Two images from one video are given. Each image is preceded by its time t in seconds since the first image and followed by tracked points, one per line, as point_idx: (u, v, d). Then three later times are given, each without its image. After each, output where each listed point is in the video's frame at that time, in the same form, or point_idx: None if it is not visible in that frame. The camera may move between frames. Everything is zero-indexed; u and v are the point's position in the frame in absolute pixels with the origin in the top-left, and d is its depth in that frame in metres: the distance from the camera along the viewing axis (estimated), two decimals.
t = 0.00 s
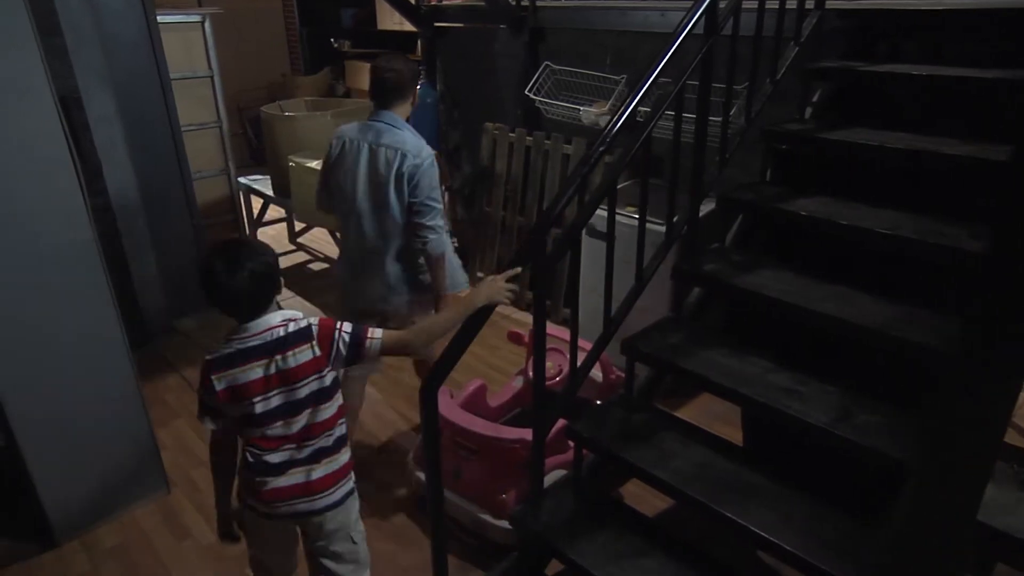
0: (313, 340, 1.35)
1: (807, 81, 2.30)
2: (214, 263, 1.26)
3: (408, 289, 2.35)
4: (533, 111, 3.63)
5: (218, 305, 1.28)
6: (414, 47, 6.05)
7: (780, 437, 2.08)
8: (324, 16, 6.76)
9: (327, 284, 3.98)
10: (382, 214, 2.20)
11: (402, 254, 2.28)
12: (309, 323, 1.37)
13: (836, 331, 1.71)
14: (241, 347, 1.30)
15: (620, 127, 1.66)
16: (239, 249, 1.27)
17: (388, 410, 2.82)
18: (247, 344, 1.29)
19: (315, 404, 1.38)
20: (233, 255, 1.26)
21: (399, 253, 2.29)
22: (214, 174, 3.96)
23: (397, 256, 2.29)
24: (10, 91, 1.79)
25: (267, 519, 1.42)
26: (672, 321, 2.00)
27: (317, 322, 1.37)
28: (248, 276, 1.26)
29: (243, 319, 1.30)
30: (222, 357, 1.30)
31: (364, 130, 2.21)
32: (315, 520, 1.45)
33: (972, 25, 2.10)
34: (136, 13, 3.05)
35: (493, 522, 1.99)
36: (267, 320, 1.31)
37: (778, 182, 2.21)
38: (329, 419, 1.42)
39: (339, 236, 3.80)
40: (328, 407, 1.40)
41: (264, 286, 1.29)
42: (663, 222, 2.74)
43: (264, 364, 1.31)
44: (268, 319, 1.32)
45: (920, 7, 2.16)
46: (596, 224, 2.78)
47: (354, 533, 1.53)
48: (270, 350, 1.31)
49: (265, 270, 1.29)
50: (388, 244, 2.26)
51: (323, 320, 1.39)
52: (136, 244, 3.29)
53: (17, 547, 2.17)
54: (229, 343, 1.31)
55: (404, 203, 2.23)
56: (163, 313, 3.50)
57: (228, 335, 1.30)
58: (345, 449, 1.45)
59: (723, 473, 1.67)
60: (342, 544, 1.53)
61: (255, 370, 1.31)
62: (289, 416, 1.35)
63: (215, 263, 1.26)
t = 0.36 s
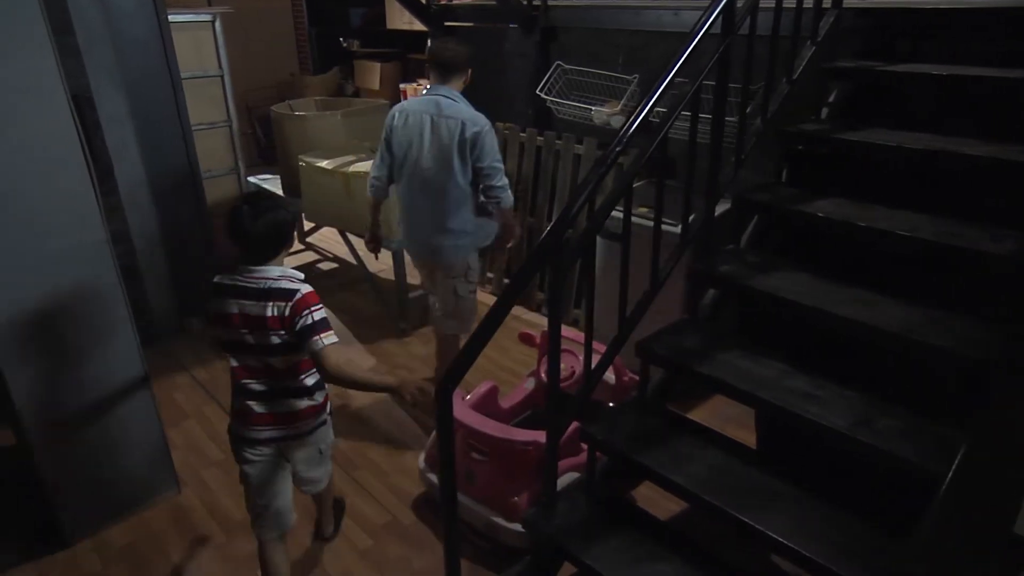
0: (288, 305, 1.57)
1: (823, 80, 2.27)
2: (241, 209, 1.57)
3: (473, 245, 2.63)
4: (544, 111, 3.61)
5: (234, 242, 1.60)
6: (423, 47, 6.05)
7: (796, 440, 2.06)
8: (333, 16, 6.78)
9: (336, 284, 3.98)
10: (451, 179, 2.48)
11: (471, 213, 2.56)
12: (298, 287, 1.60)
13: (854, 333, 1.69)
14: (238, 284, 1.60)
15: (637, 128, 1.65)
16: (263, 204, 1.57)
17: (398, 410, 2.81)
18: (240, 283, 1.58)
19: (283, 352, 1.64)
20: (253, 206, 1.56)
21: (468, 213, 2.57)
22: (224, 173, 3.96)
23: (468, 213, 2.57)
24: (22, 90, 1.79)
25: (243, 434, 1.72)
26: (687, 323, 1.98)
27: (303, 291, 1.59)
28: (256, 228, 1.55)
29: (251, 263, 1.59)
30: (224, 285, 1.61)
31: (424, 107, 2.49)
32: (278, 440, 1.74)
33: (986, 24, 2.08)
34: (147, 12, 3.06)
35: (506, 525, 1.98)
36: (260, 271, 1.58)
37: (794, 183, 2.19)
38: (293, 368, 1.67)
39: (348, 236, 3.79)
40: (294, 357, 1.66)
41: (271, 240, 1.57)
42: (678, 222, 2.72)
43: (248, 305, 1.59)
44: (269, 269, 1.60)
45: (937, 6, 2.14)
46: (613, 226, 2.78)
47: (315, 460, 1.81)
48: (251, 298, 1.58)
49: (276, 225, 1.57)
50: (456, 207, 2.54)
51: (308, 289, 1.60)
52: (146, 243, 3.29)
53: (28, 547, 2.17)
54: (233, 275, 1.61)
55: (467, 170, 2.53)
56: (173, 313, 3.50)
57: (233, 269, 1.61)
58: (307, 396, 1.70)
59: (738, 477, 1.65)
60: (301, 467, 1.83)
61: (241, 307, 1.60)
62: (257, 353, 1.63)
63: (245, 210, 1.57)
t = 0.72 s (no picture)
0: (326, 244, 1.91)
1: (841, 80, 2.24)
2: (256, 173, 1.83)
3: (517, 220, 2.84)
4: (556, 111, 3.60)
5: (255, 205, 1.84)
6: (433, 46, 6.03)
7: (814, 445, 2.03)
8: (343, 16, 6.78)
9: (346, 284, 3.97)
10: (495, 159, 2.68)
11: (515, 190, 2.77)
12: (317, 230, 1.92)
13: (875, 338, 1.67)
14: (269, 238, 1.83)
15: (654, 130, 1.62)
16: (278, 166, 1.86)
17: (410, 411, 2.80)
18: (280, 235, 1.83)
19: (320, 289, 1.94)
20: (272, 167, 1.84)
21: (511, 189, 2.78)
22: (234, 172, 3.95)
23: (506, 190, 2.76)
24: (37, 89, 1.79)
25: (276, 372, 1.95)
26: (705, 327, 1.95)
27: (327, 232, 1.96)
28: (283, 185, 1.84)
29: (274, 218, 1.85)
30: (255, 243, 1.81)
31: (465, 95, 2.68)
32: (312, 378, 1.99)
33: (1007, 24, 2.05)
34: (160, 12, 3.06)
35: (520, 528, 1.96)
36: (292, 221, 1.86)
37: (813, 185, 2.16)
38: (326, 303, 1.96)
39: (359, 235, 3.77)
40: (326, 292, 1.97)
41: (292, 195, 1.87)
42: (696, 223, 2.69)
43: (289, 252, 1.85)
44: (290, 220, 1.87)
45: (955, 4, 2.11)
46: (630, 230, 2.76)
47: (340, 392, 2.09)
48: (295, 243, 1.86)
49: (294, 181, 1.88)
50: (503, 185, 2.74)
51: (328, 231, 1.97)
52: (158, 243, 3.29)
53: (39, 547, 2.16)
54: (261, 233, 1.83)
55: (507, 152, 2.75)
56: (183, 312, 3.50)
57: (259, 227, 1.83)
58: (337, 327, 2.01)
59: (756, 482, 1.63)
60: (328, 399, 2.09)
61: (279, 257, 1.84)
62: (302, 295, 1.87)
63: (258, 174, 1.83)
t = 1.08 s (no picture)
0: (314, 210, 2.24)
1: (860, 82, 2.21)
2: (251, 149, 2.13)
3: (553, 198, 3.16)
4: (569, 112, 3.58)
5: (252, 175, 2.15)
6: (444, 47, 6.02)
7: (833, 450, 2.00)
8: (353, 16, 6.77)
9: (356, 285, 3.96)
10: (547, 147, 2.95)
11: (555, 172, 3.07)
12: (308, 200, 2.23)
13: (897, 341, 1.64)
14: (264, 206, 2.14)
15: (674, 132, 1.61)
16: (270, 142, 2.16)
17: (421, 412, 2.78)
18: (273, 203, 2.14)
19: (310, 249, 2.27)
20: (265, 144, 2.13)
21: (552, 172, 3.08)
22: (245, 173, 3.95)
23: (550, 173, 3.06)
24: (52, 87, 1.78)
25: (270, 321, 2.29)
26: (721, 330, 1.93)
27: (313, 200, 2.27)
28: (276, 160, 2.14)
29: (268, 186, 2.17)
30: (252, 209, 2.13)
31: (513, 88, 2.88)
32: (302, 326, 2.33)
33: None
34: (174, 11, 3.06)
35: (534, 533, 1.94)
36: (283, 190, 2.18)
37: (831, 186, 2.13)
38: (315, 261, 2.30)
39: (370, 236, 3.74)
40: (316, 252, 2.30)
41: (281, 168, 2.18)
42: (714, 224, 2.66)
43: (279, 218, 2.17)
44: (281, 190, 2.19)
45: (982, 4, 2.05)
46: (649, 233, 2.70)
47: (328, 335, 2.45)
48: (287, 211, 2.18)
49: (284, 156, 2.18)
50: (548, 169, 3.03)
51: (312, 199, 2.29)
52: (169, 243, 3.29)
53: (52, 547, 2.16)
54: (257, 200, 2.15)
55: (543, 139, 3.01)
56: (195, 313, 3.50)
57: (254, 195, 2.14)
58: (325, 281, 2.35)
59: (776, 487, 1.60)
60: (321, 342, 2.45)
61: (275, 221, 2.16)
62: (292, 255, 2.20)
63: (253, 147, 2.14)
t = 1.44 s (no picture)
0: (317, 203, 2.35)
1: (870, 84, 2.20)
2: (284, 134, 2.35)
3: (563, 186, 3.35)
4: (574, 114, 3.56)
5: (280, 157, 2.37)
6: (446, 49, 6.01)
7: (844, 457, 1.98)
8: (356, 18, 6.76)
9: (361, 288, 3.95)
10: (565, 134, 3.16)
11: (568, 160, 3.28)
12: (321, 193, 2.37)
13: (911, 347, 1.62)
14: (278, 183, 2.38)
15: (686, 135, 1.59)
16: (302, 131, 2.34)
17: (426, 416, 2.77)
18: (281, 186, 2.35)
19: (311, 235, 2.42)
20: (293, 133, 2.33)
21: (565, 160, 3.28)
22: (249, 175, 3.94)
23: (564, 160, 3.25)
24: (56, 87, 1.76)
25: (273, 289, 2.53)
26: (731, 335, 1.92)
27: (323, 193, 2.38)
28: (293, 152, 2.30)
29: (293, 170, 2.38)
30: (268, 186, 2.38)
31: (530, 81, 3.10)
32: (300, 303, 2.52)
33: None
34: (178, 12, 3.05)
35: (543, 539, 1.92)
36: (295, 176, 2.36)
37: (841, 189, 2.11)
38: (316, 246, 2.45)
39: (375, 239, 3.73)
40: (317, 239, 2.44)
41: (304, 157, 2.36)
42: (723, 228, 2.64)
43: (286, 199, 2.37)
44: (303, 176, 2.39)
45: (987, 7, 2.05)
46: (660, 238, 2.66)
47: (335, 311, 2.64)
48: (291, 196, 2.36)
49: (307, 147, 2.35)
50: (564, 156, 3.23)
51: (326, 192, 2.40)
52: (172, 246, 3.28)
53: (55, 553, 2.14)
54: (277, 178, 2.39)
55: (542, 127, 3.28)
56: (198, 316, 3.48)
57: (275, 173, 2.38)
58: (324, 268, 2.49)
59: (789, 495, 1.58)
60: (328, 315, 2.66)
61: (282, 201, 2.38)
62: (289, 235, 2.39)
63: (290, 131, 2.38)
